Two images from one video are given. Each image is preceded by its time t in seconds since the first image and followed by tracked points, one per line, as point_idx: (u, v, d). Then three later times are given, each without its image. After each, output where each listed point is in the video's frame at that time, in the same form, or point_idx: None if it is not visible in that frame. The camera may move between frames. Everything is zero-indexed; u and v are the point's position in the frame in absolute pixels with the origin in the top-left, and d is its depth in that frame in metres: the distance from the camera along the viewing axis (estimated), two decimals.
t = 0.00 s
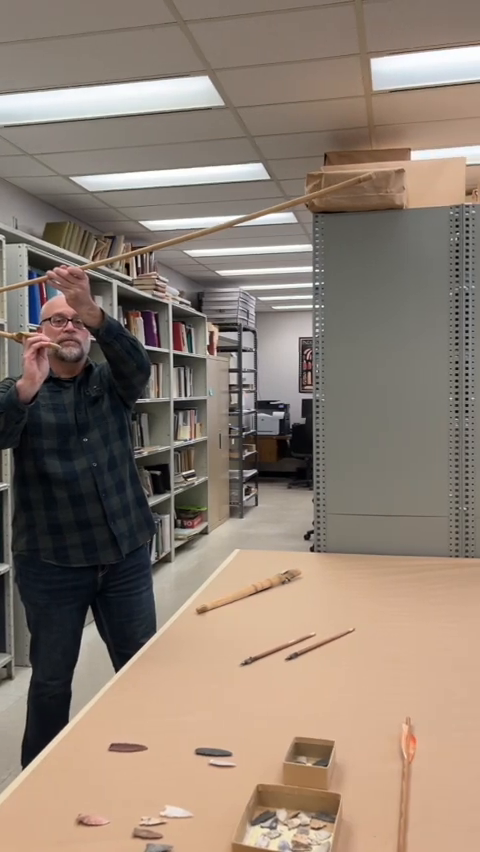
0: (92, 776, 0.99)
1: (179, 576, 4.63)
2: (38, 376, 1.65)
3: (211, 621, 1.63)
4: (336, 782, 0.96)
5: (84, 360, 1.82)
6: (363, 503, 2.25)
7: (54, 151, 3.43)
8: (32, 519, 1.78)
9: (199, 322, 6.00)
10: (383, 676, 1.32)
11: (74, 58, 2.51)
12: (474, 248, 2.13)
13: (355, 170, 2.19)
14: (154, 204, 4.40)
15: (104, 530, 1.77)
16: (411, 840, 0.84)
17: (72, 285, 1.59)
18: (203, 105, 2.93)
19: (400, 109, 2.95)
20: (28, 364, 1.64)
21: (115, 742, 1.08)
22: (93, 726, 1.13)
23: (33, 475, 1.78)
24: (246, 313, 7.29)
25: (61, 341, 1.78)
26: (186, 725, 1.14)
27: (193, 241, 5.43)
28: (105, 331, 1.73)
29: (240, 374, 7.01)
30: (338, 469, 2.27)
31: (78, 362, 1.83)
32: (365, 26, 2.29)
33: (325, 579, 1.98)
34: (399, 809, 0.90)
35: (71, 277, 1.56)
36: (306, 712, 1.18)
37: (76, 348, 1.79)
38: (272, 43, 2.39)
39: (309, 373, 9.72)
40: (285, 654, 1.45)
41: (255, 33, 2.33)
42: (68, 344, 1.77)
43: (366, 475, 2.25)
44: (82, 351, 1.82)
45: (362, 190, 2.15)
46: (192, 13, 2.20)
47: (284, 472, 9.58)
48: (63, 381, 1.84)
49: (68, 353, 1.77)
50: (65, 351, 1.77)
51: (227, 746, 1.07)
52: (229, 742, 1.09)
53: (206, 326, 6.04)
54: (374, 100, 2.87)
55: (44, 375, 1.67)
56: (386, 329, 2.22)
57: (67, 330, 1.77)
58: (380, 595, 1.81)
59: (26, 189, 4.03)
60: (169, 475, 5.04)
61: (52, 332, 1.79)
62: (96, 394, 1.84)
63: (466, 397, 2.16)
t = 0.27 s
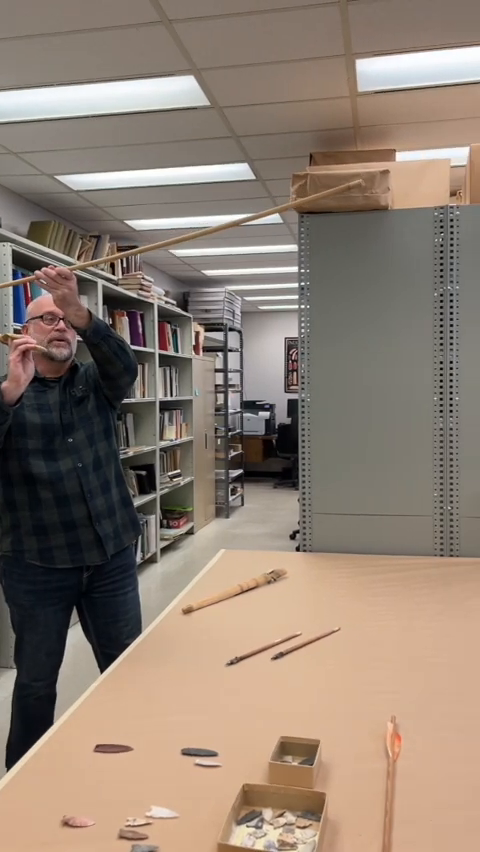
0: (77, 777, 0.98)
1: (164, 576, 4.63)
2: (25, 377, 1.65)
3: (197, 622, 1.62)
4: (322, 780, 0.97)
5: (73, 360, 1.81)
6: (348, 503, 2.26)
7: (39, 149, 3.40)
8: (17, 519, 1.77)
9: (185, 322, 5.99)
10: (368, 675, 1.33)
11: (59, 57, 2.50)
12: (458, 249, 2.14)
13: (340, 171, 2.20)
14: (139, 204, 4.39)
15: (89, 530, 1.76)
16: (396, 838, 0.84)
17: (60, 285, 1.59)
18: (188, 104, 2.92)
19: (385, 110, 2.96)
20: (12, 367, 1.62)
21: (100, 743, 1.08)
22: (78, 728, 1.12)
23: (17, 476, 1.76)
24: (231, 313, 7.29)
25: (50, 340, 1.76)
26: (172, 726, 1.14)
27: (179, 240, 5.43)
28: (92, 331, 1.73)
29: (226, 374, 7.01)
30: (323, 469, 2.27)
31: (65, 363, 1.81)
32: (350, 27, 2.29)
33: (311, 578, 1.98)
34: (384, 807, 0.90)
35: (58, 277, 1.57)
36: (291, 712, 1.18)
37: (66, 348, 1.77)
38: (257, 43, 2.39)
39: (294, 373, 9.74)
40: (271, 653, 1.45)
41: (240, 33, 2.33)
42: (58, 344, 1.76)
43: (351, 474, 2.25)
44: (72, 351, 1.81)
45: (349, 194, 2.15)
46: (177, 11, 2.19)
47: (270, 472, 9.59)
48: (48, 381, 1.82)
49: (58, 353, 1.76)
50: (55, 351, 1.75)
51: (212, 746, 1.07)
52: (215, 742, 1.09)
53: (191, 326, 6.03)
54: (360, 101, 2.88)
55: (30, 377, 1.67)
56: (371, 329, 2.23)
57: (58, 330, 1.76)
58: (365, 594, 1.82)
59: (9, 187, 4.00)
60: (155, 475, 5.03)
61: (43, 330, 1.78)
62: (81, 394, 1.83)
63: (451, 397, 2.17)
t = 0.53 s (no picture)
0: (68, 778, 0.98)
1: (154, 576, 4.62)
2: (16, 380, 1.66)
3: (188, 622, 1.62)
4: (313, 779, 0.97)
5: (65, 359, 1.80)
6: (338, 503, 2.27)
7: (28, 148, 3.39)
8: (6, 520, 1.76)
9: (174, 322, 5.98)
10: (359, 674, 1.33)
11: (49, 56, 2.49)
12: (448, 249, 2.15)
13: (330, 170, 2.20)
14: (129, 203, 4.38)
15: (79, 531, 1.76)
16: (388, 837, 0.84)
17: (54, 285, 1.59)
18: (178, 104, 2.92)
19: (375, 110, 2.97)
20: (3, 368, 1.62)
21: (91, 743, 1.08)
22: (69, 728, 1.12)
23: (7, 476, 1.75)
24: (221, 312, 7.29)
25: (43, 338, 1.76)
26: (163, 726, 1.14)
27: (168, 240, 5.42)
28: (86, 332, 1.72)
29: (216, 374, 7.01)
30: (313, 469, 2.28)
31: (57, 362, 1.82)
32: (340, 27, 2.30)
33: (301, 578, 1.98)
34: (375, 806, 0.91)
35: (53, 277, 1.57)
36: (283, 712, 1.18)
37: (60, 346, 1.78)
38: (248, 43, 2.39)
39: (284, 372, 9.75)
40: (262, 652, 1.45)
41: (230, 33, 2.33)
42: (52, 341, 1.76)
43: (341, 474, 2.26)
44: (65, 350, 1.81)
45: (335, 189, 2.18)
46: (167, 10, 2.19)
47: (259, 471, 9.60)
48: (38, 380, 1.82)
49: (51, 350, 1.76)
50: (49, 350, 1.76)
51: (204, 746, 1.07)
52: (206, 742, 1.09)
53: (181, 326, 6.03)
54: (350, 101, 2.88)
55: (19, 378, 1.67)
56: (361, 329, 2.23)
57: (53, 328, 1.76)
58: (356, 594, 1.82)
59: None
60: (144, 475, 5.02)
61: (36, 328, 1.77)
62: (72, 394, 1.82)
63: (440, 397, 2.18)
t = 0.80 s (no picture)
0: (65, 778, 0.98)
1: (148, 576, 4.61)
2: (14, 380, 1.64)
3: (183, 621, 1.62)
4: (311, 778, 0.97)
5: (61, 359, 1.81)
6: (333, 502, 2.27)
7: (22, 147, 3.38)
8: (1, 519, 1.75)
9: (168, 322, 5.98)
10: (355, 673, 1.33)
11: (43, 54, 2.48)
12: (442, 249, 2.15)
13: (325, 171, 2.21)
14: (123, 202, 4.37)
15: (74, 531, 1.75)
16: (385, 835, 0.85)
17: (51, 285, 1.59)
18: (173, 103, 2.92)
19: (370, 110, 2.97)
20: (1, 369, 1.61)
21: (88, 743, 1.08)
22: (65, 729, 1.12)
23: (2, 476, 1.75)
24: (215, 312, 7.29)
25: (40, 337, 1.76)
26: (160, 726, 1.13)
27: (162, 240, 5.41)
28: (82, 332, 1.73)
29: (209, 374, 7.00)
30: (308, 469, 2.28)
31: (52, 362, 1.82)
32: (335, 28, 2.30)
33: (296, 577, 1.98)
34: (372, 805, 0.91)
35: (50, 277, 1.56)
36: (279, 711, 1.18)
37: (56, 345, 1.78)
38: (243, 42, 2.39)
39: (277, 372, 9.75)
40: (258, 652, 1.45)
41: (225, 33, 2.33)
42: (48, 341, 1.76)
43: (336, 473, 2.26)
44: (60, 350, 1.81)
45: (330, 189, 2.19)
46: (163, 10, 2.18)
47: (253, 472, 9.60)
48: (34, 379, 1.81)
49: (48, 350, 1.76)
50: (46, 350, 1.76)
51: (201, 746, 1.07)
52: (204, 741, 1.08)
53: (175, 325, 6.02)
54: (344, 101, 2.89)
55: (16, 378, 1.66)
56: (357, 329, 2.24)
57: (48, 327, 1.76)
58: (351, 593, 1.83)
59: None
60: (138, 475, 5.01)
61: (32, 327, 1.75)
62: (67, 394, 1.82)
63: (434, 397, 2.18)
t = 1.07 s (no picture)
0: (67, 778, 0.98)
1: (145, 576, 4.61)
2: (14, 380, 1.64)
3: (184, 621, 1.62)
4: (313, 778, 0.97)
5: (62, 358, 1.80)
6: (332, 502, 2.27)
7: (21, 146, 3.37)
8: (1, 519, 1.75)
9: (166, 321, 5.97)
10: (356, 673, 1.33)
11: (43, 53, 2.48)
12: (441, 249, 2.16)
13: (324, 171, 2.21)
14: (121, 202, 4.36)
15: (74, 530, 1.75)
16: (389, 834, 0.85)
17: (53, 284, 1.59)
18: (172, 102, 2.91)
19: (368, 110, 2.98)
20: (3, 369, 1.60)
21: (90, 743, 1.07)
22: (67, 728, 1.12)
23: (2, 475, 1.74)
24: (212, 312, 7.29)
25: (41, 336, 1.76)
26: (162, 725, 1.13)
27: (160, 239, 5.41)
28: (83, 331, 1.73)
29: (207, 373, 7.00)
30: (307, 468, 2.28)
31: (52, 362, 1.82)
32: (335, 28, 2.31)
33: (296, 577, 1.98)
34: (375, 804, 0.91)
35: (52, 276, 1.56)
36: (281, 711, 1.18)
37: (57, 344, 1.78)
38: (242, 42, 2.39)
39: (274, 373, 9.75)
40: (258, 651, 1.45)
41: (225, 32, 2.33)
42: (50, 339, 1.76)
43: (335, 473, 2.26)
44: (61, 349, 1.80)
45: (330, 189, 2.19)
46: (163, 9, 2.18)
47: (250, 472, 9.60)
48: (34, 379, 1.81)
49: (49, 348, 1.76)
50: (47, 349, 1.75)
51: (203, 746, 1.07)
52: (205, 741, 1.08)
53: (172, 325, 6.02)
54: (344, 101, 2.89)
55: (17, 379, 1.65)
56: (356, 329, 2.24)
57: (48, 325, 1.76)
58: (351, 593, 1.83)
59: None
60: (136, 475, 5.00)
61: (33, 326, 1.75)
62: (68, 394, 1.82)
63: (433, 397, 2.18)
